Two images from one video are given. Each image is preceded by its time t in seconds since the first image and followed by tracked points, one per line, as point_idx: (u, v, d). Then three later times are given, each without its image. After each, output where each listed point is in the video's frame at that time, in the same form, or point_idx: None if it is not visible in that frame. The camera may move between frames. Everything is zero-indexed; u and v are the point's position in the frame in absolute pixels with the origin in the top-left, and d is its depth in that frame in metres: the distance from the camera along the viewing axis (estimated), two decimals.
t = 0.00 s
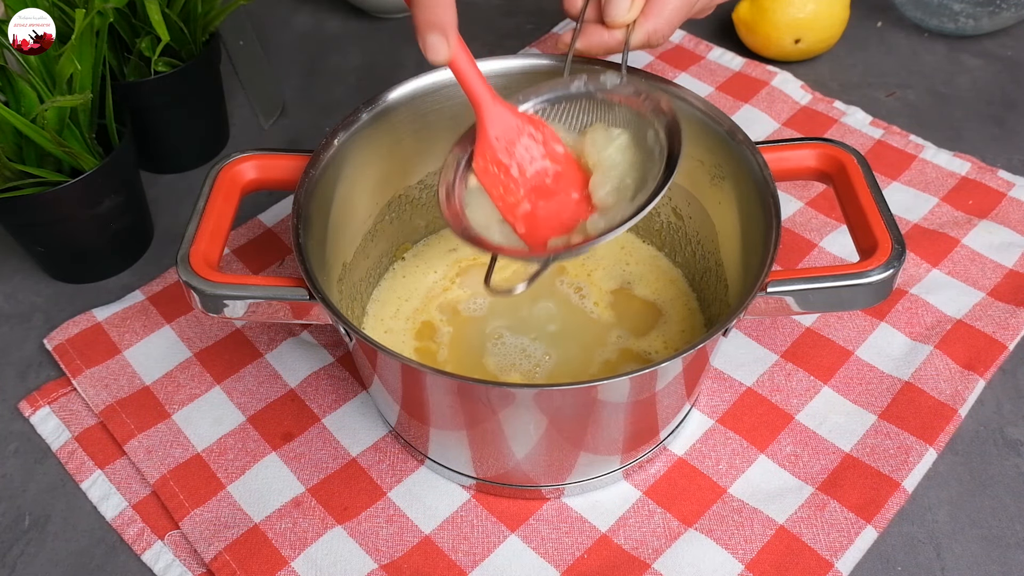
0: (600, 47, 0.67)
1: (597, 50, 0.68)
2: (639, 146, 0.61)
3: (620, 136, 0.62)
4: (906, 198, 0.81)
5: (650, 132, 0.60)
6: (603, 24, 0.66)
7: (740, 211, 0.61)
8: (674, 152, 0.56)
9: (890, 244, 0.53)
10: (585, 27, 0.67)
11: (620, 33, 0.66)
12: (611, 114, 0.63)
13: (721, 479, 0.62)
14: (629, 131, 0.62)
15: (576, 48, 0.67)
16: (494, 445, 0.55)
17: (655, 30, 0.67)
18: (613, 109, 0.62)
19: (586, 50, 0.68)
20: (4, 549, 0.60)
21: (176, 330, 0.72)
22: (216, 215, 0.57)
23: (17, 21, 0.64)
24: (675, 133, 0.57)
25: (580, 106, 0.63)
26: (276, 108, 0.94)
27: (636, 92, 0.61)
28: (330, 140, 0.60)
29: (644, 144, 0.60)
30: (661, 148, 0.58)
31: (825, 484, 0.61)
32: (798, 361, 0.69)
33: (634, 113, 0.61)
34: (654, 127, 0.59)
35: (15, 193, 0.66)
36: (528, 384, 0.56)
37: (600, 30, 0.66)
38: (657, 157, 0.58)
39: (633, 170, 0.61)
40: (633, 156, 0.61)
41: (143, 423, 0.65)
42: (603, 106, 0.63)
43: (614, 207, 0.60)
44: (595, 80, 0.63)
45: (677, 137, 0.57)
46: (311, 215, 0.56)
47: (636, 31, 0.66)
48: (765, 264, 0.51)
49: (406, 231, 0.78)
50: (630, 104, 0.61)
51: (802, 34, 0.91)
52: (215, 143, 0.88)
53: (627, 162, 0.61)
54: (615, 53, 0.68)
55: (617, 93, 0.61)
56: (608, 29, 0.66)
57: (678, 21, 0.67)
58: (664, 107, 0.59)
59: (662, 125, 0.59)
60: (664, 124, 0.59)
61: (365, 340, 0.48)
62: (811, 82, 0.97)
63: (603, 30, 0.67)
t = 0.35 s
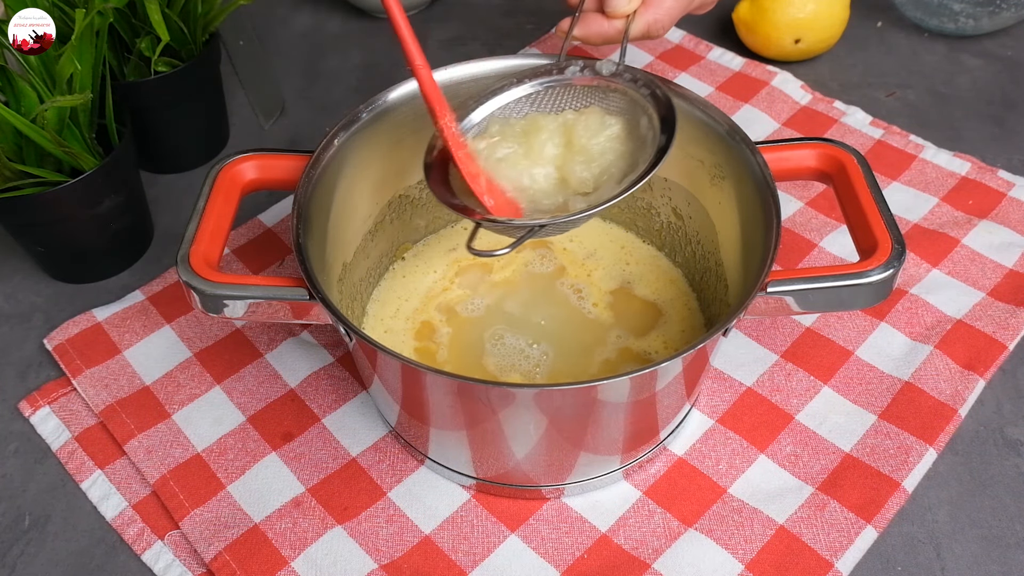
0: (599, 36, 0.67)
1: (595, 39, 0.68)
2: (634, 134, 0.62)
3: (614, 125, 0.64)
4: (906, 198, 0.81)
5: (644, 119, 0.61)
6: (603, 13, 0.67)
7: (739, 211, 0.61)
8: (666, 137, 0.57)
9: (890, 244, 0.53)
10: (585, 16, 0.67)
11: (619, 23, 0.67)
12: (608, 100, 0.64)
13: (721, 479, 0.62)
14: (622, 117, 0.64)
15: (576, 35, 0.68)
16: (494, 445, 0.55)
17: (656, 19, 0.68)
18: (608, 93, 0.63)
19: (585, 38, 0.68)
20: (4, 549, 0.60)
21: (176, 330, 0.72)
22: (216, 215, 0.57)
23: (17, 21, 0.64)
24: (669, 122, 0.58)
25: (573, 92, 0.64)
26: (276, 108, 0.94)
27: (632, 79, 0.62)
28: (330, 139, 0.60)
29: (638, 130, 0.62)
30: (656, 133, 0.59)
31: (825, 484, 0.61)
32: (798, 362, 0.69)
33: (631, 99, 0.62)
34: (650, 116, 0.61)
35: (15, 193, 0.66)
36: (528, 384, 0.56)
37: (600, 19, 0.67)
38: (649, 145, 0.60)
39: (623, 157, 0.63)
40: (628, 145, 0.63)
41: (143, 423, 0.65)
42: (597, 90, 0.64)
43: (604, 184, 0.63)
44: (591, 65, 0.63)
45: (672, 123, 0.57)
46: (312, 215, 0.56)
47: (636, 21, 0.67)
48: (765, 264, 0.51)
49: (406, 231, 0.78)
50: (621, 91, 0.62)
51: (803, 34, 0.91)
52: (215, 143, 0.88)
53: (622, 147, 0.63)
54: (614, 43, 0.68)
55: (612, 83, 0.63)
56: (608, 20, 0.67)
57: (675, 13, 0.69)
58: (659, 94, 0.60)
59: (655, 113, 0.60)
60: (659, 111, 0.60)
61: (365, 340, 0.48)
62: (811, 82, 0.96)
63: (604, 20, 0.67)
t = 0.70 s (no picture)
0: (601, 62, 0.65)
1: (599, 65, 0.65)
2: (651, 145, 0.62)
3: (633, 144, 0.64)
4: (906, 198, 0.81)
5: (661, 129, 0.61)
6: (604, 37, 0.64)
7: (740, 211, 0.61)
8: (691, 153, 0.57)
9: (890, 244, 0.53)
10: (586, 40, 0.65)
11: (620, 47, 0.64)
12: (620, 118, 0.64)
13: (721, 479, 0.62)
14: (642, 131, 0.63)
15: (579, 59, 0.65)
16: (494, 445, 0.55)
17: (654, 44, 0.64)
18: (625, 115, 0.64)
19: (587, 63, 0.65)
20: (4, 550, 0.60)
21: (176, 330, 0.72)
22: (216, 215, 0.57)
23: (17, 21, 0.64)
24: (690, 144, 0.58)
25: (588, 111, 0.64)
26: (276, 108, 0.94)
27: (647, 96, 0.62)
28: (330, 140, 0.60)
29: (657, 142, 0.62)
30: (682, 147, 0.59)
31: (825, 484, 0.61)
32: (797, 361, 0.69)
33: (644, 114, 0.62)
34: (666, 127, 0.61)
35: (14, 193, 0.66)
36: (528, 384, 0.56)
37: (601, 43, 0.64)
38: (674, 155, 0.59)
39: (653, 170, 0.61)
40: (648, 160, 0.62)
41: (143, 423, 0.65)
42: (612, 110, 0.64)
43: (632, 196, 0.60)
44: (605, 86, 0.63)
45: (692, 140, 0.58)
46: (312, 215, 0.56)
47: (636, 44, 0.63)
48: (765, 264, 0.51)
49: (406, 231, 0.78)
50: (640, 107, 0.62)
51: (802, 34, 0.91)
52: (215, 143, 0.88)
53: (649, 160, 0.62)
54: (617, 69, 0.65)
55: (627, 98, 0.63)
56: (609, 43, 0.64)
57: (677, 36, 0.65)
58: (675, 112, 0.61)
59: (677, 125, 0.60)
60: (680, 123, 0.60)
61: (365, 340, 0.48)
62: (811, 82, 0.97)
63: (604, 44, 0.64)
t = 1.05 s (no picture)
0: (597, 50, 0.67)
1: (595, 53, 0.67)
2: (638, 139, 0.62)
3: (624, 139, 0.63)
4: (907, 198, 0.81)
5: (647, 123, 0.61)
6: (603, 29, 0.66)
7: (740, 211, 0.61)
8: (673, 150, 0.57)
9: (890, 244, 0.53)
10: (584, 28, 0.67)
11: (618, 39, 0.66)
12: (610, 112, 0.63)
13: (721, 479, 0.62)
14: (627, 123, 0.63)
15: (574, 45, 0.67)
16: (494, 445, 0.55)
17: (654, 36, 0.66)
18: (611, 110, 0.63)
19: (583, 49, 0.68)
20: (4, 550, 0.60)
21: (176, 329, 0.72)
22: (216, 215, 0.57)
23: (17, 21, 0.64)
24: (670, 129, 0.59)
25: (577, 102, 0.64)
26: (276, 108, 0.94)
27: (633, 91, 0.62)
28: (330, 139, 0.60)
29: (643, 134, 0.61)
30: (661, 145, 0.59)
31: (825, 484, 0.61)
32: (797, 362, 0.69)
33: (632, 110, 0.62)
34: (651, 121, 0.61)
35: (15, 193, 0.66)
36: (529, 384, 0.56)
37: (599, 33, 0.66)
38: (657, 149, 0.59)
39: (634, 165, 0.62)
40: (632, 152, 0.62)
41: (143, 423, 0.65)
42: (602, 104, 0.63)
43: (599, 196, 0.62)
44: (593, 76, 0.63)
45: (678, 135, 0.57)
46: (312, 215, 0.56)
47: (634, 38, 0.65)
48: (765, 264, 0.51)
49: (406, 231, 0.78)
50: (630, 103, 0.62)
51: (802, 34, 0.91)
52: (215, 143, 0.88)
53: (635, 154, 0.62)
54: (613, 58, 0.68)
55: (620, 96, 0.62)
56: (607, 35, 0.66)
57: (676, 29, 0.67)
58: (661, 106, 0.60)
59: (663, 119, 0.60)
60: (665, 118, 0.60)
61: (365, 340, 0.48)
62: (811, 82, 0.96)
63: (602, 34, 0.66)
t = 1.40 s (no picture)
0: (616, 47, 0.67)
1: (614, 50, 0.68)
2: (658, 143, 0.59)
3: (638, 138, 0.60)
4: (906, 198, 0.81)
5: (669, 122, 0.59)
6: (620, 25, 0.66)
7: (740, 211, 0.61)
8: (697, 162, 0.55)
9: (890, 244, 0.53)
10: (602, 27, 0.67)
11: (636, 35, 0.66)
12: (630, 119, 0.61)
13: (720, 479, 0.62)
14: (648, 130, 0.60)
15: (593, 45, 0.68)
16: (494, 445, 0.55)
17: (673, 30, 0.65)
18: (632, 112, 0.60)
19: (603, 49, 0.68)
20: (4, 550, 0.60)
21: (176, 329, 0.72)
22: (216, 215, 0.57)
23: (17, 21, 0.64)
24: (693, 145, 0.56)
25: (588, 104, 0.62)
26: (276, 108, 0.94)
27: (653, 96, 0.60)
28: (330, 140, 0.60)
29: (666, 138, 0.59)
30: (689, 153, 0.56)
31: (825, 484, 0.61)
32: (797, 361, 0.69)
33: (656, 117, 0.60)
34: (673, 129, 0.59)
35: (14, 193, 0.66)
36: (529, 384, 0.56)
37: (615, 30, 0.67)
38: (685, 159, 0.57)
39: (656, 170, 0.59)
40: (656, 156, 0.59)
41: (143, 423, 0.65)
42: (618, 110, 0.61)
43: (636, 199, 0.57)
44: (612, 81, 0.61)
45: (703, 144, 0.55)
46: (312, 215, 0.56)
47: (653, 34, 0.65)
48: (765, 264, 0.51)
49: (406, 231, 0.78)
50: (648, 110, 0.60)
51: (802, 34, 0.91)
52: (215, 143, 0.88)
53: (657, 164, 0.59)
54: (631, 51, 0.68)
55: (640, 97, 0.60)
56: (625, 32, 0.66)
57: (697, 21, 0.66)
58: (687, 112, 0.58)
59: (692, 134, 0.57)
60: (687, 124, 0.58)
61: (365, 340, 0.48)
62: (811, 82, 0.97)
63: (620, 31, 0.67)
